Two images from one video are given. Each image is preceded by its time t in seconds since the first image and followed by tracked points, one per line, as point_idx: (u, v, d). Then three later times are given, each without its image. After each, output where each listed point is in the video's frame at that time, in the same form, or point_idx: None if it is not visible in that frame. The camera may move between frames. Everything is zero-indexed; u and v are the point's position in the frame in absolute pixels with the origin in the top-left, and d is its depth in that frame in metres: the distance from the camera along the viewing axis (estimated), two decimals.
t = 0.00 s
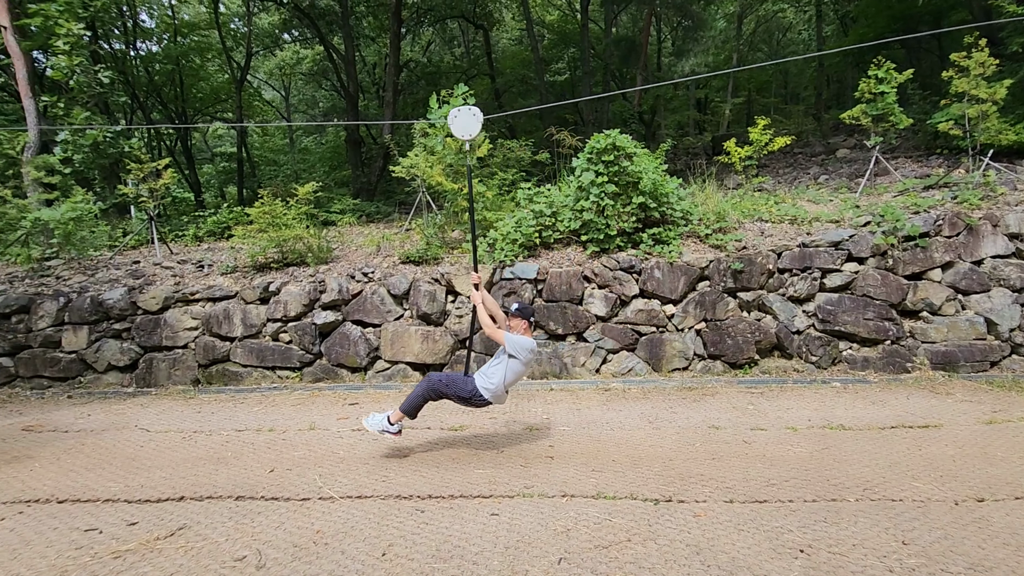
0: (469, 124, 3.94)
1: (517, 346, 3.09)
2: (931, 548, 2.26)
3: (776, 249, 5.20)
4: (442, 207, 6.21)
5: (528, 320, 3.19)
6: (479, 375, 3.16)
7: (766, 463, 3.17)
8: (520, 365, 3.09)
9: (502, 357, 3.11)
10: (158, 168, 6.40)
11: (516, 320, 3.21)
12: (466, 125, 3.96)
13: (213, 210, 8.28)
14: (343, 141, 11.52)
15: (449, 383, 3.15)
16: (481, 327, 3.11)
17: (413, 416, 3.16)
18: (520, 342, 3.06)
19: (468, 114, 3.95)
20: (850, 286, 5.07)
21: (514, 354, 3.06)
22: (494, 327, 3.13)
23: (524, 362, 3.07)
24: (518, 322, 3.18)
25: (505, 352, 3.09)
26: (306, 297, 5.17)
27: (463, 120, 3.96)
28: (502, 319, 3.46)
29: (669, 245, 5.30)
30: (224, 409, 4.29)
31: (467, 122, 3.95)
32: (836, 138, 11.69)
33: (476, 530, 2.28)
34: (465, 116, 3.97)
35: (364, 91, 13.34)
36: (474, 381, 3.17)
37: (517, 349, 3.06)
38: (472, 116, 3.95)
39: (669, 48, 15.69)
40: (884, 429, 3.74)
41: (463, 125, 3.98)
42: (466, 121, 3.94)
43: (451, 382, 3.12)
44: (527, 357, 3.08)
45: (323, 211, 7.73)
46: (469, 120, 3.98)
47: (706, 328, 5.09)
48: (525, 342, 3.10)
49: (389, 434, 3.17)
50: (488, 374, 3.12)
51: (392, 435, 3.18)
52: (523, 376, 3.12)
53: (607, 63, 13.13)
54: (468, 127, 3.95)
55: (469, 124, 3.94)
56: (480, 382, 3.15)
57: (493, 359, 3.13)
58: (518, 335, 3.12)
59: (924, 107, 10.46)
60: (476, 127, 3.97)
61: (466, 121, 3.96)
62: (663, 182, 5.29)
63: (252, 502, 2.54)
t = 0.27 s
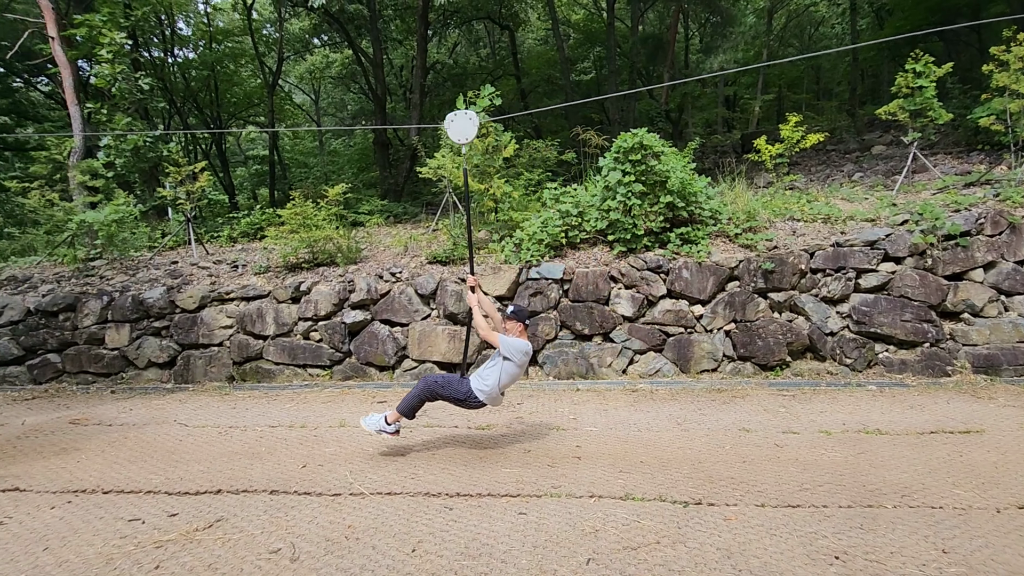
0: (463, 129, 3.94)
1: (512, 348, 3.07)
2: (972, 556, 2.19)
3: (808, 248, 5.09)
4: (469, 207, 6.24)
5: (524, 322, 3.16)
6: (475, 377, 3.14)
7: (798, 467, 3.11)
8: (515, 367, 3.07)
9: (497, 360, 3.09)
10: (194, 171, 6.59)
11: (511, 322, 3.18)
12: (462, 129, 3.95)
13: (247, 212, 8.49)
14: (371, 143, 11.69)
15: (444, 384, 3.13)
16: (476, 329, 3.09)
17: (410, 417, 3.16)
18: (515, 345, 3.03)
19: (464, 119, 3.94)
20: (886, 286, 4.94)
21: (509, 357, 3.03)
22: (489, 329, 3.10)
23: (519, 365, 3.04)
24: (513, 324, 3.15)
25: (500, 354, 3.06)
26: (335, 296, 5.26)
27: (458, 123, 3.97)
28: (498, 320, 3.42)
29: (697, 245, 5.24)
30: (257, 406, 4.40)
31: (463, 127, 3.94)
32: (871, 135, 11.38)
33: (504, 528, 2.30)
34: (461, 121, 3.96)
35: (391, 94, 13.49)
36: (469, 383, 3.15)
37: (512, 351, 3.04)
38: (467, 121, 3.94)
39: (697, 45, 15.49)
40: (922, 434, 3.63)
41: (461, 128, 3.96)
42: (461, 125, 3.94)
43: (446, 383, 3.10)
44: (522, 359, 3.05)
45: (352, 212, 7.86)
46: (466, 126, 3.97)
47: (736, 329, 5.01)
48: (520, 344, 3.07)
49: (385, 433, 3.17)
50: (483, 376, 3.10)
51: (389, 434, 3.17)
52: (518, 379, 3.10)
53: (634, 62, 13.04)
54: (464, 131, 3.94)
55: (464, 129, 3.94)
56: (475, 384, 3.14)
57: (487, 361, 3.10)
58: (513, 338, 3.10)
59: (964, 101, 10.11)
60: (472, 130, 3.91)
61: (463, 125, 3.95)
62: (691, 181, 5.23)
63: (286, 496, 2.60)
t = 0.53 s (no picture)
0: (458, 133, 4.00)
1: (506, 350, 3.07)
2: None
3: (852, 247, 4.94)
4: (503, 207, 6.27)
5: (519, 324, 3.16)
6: (470, 378, 3.17)
7: (842, 473, 3.02)
8: (508, 369, 3.07)
9: (491, 361, 3.10)
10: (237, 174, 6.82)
11: (507, 325, 3.18)
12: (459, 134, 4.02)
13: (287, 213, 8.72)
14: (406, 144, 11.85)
15: (441, 384, 3.17)
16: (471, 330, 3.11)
17: (407, 417, 3.24)
18: (508, 347, 3.03)
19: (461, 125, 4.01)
20: (936, 287, 4.75)
21: (502, 359, 3.04)
22: (484, 330, 3.12)
23: (512, 367, 3.04)
24: (508, 326, 3.15)
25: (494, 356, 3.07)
26: (372, 295, 5.36)
27: (456, 128, 4.04)
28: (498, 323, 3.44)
29: (734, 244, 5.14)
30: (297, 402, 4.52)
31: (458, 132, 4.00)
32: (919, 129, 10.93)
33: (540, 527, 2.31)
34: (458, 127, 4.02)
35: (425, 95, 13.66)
36: (465, 383, 3.18)
37: (506, 353, 3.04)
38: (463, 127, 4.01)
39: (734, 40, 15.17)
40: (975, 441, 3.48)
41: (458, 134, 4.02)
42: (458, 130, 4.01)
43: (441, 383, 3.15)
44: (516, 361, 3.04)
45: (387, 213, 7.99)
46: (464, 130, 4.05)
47: (776, 330, 4.89)
48: (514, 346, 3.07)
49: (383, 432, 3.30)
50: (477, 377, 3.12)
51: (387, 433, 3.30)
52: (512, 381, 3.10)
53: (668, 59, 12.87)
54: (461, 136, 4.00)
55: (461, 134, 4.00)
56: (469, 386, 3.16)
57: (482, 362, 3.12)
58: (508, 339, 3.10)
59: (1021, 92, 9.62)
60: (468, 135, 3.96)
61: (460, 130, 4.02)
62: (728, 178, 5.13)
63: (326, 490, 2.67)
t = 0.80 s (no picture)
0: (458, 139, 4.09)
1: (501, 353, 3.08)
2: None
3: (901, 248, 4.76)
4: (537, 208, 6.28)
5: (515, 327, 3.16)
6: (467, 379, 3.19)
7: (889, 481, 2.92)
8: (504, 372, 3.08)
9: (487, 363, 3.11)
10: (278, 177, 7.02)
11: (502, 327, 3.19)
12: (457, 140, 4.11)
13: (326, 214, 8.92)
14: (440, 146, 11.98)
15: (439, 385, 3.20)
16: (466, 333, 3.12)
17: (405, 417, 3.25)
18: (504, 349, 3.04)
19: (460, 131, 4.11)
20: (992, 289, 4.53)
21: (498, 361, 3.05)
22: (480, 333, 3.12)
23: (507, 369, 3.06)
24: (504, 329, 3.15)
25: (490, 359, 3.08)
26: (408, 295, 5.44)
27: (455, 134, 4.12)
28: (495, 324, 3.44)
29: (774, 244, 5.02)
30: (336, 399, 4.62)
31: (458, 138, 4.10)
32: (973, 123, 10.46)
33: (575, 528, 2.30)
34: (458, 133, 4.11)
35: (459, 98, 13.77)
36: (461, 385, 3.20)
37: (501, 355, 3.05)
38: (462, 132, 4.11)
39: (774, 35, 14.82)
40: None
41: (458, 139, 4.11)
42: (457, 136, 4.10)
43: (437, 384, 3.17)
44: (511, 364, 3.05)
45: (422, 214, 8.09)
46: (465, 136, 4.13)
47: (818, 333, 4.75)
48: (509, 349, 3.07)
49: (384, 431, 3.28)
50: (473, 379, 3.14)
51: (387, 432, 3.28)
52: (507, 383, 3.11)
53: (705, 56, 12.65)
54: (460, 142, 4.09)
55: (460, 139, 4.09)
56: (465, 387, 3.18)
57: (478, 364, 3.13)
58: (503, 342, 3.10)
59: None
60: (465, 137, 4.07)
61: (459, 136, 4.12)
62: (768, 177, 5.02)
63: (365, 485, 2.73)
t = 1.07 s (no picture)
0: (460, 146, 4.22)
1: (497, 355, 3.12)
2: None
3: (954, 248, 4.56)
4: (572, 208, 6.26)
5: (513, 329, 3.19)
6: (465, 380, 3.24)
7: (941, 492, 2.80)
8: (500, 373, 3.11)
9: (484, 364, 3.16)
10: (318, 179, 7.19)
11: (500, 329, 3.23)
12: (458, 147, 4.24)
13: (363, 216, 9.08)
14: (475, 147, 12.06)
15: (438, 385, 3.26)
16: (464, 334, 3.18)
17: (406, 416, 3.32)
18: (500, 351, 3.08)
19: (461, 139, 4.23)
20: None
21: (494, 363, 3.09)
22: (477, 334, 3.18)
23: (503, 371, 3.09)
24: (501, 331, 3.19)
25: (486, 360, 3.13)
26: (442, 295, 5.49)
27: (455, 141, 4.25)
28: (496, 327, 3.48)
29: (817, 244, 4.88)
30: (374, 397, 4.71)
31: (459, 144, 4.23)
32: None
33: (611, 531, 2.29)
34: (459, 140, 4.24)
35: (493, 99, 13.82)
36: (460, 385, 3.25)
37: (496, 357, 3.09)
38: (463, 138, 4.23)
39: (817, 29, 14.39)
40: None
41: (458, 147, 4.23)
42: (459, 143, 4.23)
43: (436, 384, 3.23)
44: (507, 366, 3.08)
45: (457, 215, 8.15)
46: (466, 144, 4.24)
47: (864, 337, 4.59)
48: (505, 351, 3.11)
49: (386, 429, 3.34)
50: (471, 380, 3.19)
51: (389, 430, 3.34)
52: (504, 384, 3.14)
53: (744, 52, 12.38)
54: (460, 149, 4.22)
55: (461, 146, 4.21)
56: (463, 387, 3.23)
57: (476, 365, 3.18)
58: (499, 344, 3.14)
59: None
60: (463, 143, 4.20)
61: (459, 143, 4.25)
62: (811, 176, 4.88)
63: (403, 482, 2.77)
